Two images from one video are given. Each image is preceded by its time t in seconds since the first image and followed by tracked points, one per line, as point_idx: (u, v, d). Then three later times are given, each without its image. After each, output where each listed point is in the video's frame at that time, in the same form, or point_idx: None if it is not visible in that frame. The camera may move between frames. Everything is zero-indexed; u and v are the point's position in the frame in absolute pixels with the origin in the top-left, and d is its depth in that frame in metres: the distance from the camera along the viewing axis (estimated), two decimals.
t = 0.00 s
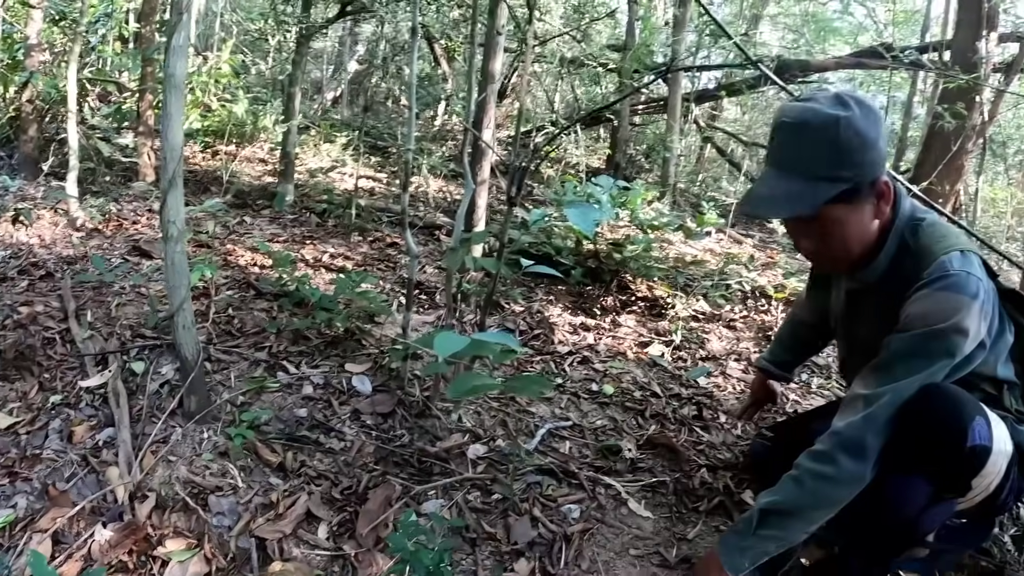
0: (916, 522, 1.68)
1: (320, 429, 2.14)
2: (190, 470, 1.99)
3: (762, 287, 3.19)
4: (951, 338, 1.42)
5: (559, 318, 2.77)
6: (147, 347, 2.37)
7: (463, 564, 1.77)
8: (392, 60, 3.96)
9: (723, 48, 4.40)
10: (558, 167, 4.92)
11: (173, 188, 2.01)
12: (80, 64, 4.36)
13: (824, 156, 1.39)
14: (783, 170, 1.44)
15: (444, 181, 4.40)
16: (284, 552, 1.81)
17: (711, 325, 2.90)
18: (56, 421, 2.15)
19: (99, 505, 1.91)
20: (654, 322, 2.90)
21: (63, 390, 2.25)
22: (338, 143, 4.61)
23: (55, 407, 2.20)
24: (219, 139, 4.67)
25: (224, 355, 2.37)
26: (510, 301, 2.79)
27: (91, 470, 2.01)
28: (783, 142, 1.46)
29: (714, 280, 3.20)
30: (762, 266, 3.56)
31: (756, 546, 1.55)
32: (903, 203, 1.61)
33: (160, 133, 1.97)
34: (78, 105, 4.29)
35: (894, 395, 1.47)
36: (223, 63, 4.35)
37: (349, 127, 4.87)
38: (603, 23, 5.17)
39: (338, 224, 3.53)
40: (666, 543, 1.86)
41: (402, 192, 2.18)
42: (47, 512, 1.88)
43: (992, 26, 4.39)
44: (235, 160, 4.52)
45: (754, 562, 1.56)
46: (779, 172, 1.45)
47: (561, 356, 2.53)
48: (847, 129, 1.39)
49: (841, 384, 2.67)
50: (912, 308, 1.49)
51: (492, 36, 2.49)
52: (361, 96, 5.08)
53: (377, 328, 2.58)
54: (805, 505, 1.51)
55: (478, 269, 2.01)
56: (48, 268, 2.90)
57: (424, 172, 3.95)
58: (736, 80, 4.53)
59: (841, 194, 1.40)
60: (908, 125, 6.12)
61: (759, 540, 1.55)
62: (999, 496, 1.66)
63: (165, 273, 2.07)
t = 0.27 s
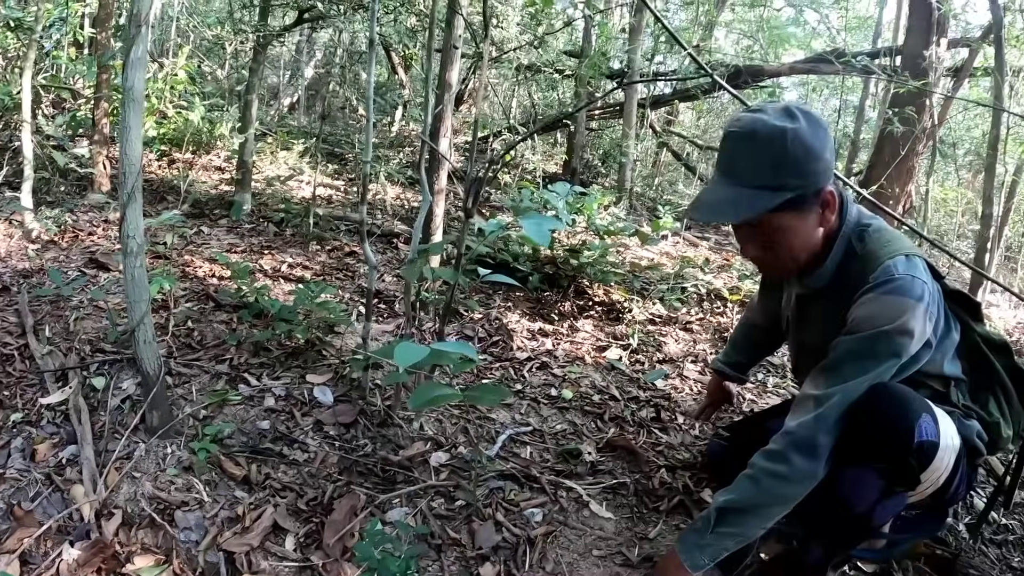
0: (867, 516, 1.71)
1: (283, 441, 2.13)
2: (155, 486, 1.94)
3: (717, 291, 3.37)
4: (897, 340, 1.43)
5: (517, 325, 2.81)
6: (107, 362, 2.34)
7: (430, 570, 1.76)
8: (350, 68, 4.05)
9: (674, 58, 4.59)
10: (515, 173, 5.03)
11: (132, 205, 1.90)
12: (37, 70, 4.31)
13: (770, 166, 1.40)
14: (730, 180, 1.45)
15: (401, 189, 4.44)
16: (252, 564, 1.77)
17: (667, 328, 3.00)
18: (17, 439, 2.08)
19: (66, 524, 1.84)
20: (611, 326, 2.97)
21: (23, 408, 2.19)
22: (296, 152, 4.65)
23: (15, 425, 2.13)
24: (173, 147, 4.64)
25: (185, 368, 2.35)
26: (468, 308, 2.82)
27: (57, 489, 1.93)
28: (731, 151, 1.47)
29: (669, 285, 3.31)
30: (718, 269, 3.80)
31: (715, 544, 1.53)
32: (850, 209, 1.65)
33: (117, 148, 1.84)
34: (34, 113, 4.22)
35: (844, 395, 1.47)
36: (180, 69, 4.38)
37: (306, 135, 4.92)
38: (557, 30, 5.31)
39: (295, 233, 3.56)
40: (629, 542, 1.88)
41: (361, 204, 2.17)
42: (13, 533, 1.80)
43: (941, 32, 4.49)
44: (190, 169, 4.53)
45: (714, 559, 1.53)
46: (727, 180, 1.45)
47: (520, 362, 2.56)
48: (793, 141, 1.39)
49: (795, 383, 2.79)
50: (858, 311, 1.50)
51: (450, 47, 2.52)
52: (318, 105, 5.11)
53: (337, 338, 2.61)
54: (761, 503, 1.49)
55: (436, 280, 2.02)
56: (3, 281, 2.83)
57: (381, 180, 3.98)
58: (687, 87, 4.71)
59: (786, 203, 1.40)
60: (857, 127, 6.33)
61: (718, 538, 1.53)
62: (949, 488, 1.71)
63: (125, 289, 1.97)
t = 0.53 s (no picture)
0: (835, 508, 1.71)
1: (254, 447, 2.11)
2: (128, 496, 1.90)
3: (685, 290, 3.43)
4: (860, 336, 1.46)
5: (487, 325, 2.82)
6: (75, 370, 2.29)
7: (405, 573, 1.75)
8: (320, 69, 4.05)
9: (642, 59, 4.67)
10: (484, 174, 5.06)
11: (98, 211, 1.87)
12: None
13: (725, 179, 1.41)
14: (686, 192, 1.46)
15: (369, 191, 4.44)
16: (228, 572, 1.76)
17: (637, 327, 3.04)
18: None
19: (38, 536, 1.81)
20: (581, 326, 3.00)
21: None
22: (263, 153, 4.62)
23: None
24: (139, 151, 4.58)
25: (154, 375, 2.32)
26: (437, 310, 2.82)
27: (28, 501, 1.90)
28: (687, 164, 1.48)
29: (637, 284, 3.36)
30: (687, 267, 3.88)
31: (687, 540, 1.52)
32: (811, 210, 1.68)
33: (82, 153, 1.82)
34: None
35: (809, 390, 1.48)
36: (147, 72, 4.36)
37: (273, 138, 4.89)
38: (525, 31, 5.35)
39: (263, 236, 3.55)
40: (602, 540, 1.90)
41: (329, 207, 2.17)
42: None
43: (904, 33, 4.58)
44: (156, 173, 4.49)
45: (685, 555, 1.53)
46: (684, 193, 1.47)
47: (490, 363, 2.57)
48: (747, 152, 1.41)
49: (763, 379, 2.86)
50: (822, 307, 1.53)
51: (418, 49, 2.52)
52: (286, 108, 5.08)
53: (307, 342, 2.61)
54: (731, 498, 1.49)
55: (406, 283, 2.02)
56: None
57: (349, 182, 3.96)
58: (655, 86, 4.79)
59: (743, 213, 1.43)
60: (821, 125, 6.45)
61: (689, 534, 1.52)
62: (916, 480, 1.73)
63: (91, 298, 1.93)
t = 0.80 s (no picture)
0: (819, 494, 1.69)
1: (238, 445, 2.09)
2: (111, 496, 1.87)
3: (667, 280, 3.47)
4: (840, 322, 1.47)
5: (469, 319, 2.82)
6: (56, 371, 2.25)
7: (392, 568, 1.74)
8: (299, 63, 4.02)
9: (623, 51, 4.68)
10: (466, 168, 5.06)
11: (76, 207, 1.83)
12: None
13: (702, 171, 1.42)
14: (664, 186, 1.47)
15: (350, 186, 4.42)
16: (213, 571, 1.73)
17: (619, 318, 3.06)
18: None
19: (23, 539, 1.74)
20: (563, 318, 3.01)
21: None
22: (242, 150, 4.59)
23: None
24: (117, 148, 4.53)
25: (136, 374, 2.29)
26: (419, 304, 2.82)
27: (11, 504, 1.82)
28: (664, 158, 1.48)
29: (619, 276, 3.38)
30: (667, 259, 3.92)
31: (672, 528, 1.51)
32: (790, 199, 1.69)
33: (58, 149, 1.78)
34: None
35: (790, 376, 1.49)
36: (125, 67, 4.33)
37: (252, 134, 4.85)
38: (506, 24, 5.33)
39: (244, 233, 3.52)
40: (588, 531, 1.91)
41: (309, 200, 2.16)
42: None
43: (884, 24, 4.60)
44: (135, 170, 4.44)
45: (671, 544, 1.52)
46: (663, 186, 1.47)
47: (473, 356, 2.57)
48: (723, 144, 1.41)
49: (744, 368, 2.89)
50: (802, 295, 1.54)
51: (397, 42, 2.50)
52: (265, 103, 5.04)
53: (289, 338, 2.60)
54: (715, 485, 1.49)
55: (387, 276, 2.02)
56: None
57: (330, 178, 3.93)
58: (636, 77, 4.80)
59: (721, 204, 1.44)
60: (801, 117, 6.50)
61: (674, 523, 1.51)
62: (898, 465, 1.75)
63: (70, 296, 1.89)
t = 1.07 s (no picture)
0: (812, 485, 1.68)
1: (229, 443, 2.08)
2: (103, 497, 1.86)
3: (657, 273, 3.48)
4: (831, 313, 1.48)
5: (460, 314, 2.82)
6: (46, 372, 2.23)
7: (385, 564, 1.73)
8: (287, 59, 4.00)
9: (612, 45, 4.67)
10: (456, 163, 5.05)
11: (63, 207, 1.82)
12: None
13: (690, 166, 1.42)
14: (652, 181, 1.47)
15: (338, 182, 4.40)
16: (206, 570, 1.73)
17: (609, 312, 3.06)
18: None
19: (14, 542, 1.73)
20: (554, 312, 3.01)
21: None
22: (231, 147, 4.56)
23: None
24: (105, 146, 4.50)
25: (126, 374, 2.28)
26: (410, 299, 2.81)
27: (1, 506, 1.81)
28: (652, 152, 1.48)
29: (609, 270, 3.38)
30: (657, 252, 3.94)
31: (665, 521, 1.51)
32: (780, 191, 1.69)
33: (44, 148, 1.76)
34: None
35: (780, 368, 1.50)
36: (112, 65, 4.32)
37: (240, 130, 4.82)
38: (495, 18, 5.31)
39: (233, 230, 3.51)
40: (581, 524, 1.91)
41: (297, 195, 2.15)
42: None
43: (873, 18, 4.61)
44: (124, 169, 4.42)
45: (664, 536, 1.53)
46: (651, 182, 1.47)
47: (464, 351, 2.57)
48: (711, 138, 1.41)
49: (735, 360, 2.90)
50: (793, 286, 1.54)
51: (384, 37, 2.49)
52: (252, 100, 5.02)
53: (279, 335, 2.59)
54: (707, 477, 1.49)
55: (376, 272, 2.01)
56: None
57: (318, 174, 3.91)
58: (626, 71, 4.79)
59: (710, 198, 1.44)
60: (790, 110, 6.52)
61: (667, 516, 1.51)
62: (890, 455, 1.75)
63: (59, 296, 1.88)
